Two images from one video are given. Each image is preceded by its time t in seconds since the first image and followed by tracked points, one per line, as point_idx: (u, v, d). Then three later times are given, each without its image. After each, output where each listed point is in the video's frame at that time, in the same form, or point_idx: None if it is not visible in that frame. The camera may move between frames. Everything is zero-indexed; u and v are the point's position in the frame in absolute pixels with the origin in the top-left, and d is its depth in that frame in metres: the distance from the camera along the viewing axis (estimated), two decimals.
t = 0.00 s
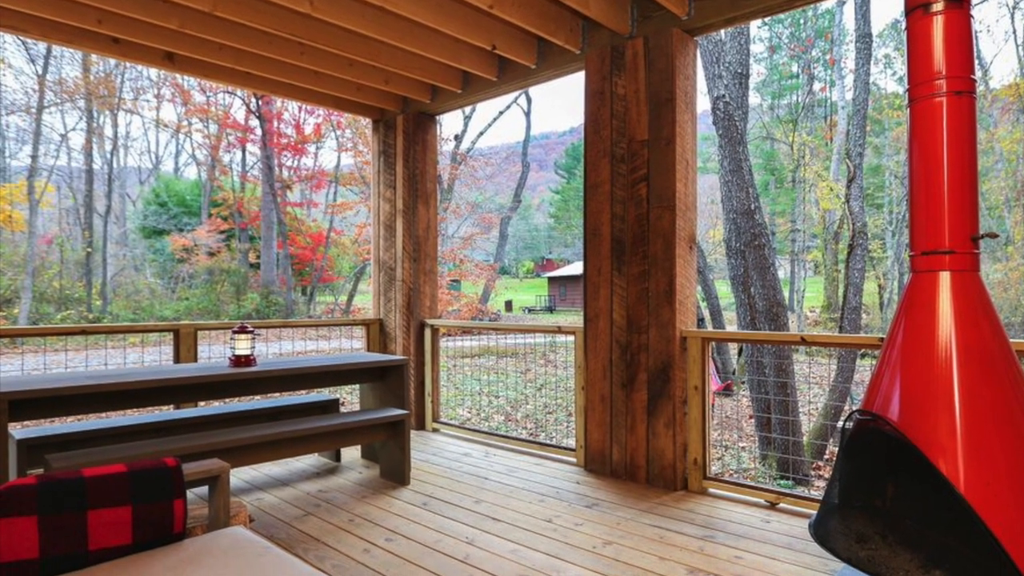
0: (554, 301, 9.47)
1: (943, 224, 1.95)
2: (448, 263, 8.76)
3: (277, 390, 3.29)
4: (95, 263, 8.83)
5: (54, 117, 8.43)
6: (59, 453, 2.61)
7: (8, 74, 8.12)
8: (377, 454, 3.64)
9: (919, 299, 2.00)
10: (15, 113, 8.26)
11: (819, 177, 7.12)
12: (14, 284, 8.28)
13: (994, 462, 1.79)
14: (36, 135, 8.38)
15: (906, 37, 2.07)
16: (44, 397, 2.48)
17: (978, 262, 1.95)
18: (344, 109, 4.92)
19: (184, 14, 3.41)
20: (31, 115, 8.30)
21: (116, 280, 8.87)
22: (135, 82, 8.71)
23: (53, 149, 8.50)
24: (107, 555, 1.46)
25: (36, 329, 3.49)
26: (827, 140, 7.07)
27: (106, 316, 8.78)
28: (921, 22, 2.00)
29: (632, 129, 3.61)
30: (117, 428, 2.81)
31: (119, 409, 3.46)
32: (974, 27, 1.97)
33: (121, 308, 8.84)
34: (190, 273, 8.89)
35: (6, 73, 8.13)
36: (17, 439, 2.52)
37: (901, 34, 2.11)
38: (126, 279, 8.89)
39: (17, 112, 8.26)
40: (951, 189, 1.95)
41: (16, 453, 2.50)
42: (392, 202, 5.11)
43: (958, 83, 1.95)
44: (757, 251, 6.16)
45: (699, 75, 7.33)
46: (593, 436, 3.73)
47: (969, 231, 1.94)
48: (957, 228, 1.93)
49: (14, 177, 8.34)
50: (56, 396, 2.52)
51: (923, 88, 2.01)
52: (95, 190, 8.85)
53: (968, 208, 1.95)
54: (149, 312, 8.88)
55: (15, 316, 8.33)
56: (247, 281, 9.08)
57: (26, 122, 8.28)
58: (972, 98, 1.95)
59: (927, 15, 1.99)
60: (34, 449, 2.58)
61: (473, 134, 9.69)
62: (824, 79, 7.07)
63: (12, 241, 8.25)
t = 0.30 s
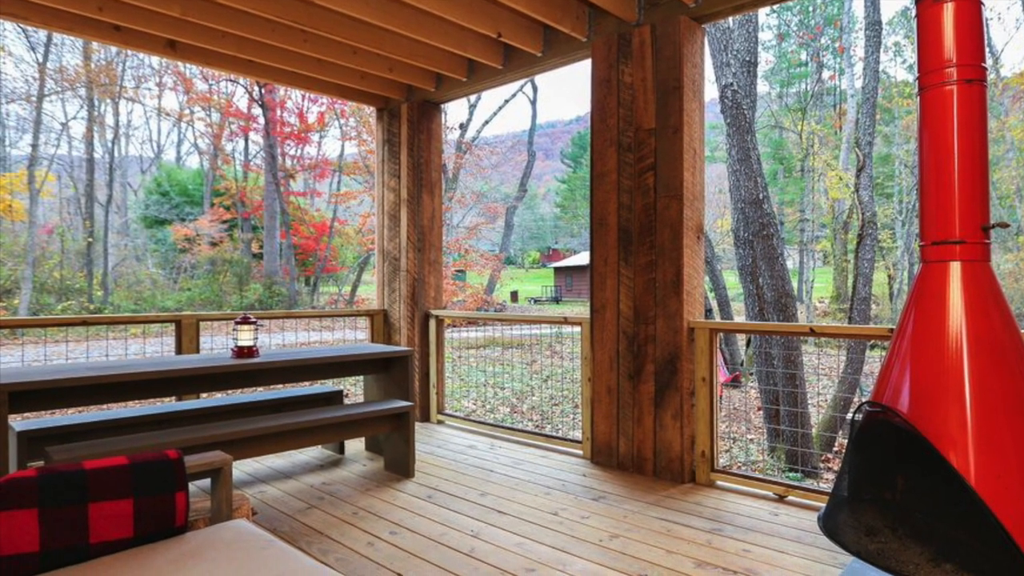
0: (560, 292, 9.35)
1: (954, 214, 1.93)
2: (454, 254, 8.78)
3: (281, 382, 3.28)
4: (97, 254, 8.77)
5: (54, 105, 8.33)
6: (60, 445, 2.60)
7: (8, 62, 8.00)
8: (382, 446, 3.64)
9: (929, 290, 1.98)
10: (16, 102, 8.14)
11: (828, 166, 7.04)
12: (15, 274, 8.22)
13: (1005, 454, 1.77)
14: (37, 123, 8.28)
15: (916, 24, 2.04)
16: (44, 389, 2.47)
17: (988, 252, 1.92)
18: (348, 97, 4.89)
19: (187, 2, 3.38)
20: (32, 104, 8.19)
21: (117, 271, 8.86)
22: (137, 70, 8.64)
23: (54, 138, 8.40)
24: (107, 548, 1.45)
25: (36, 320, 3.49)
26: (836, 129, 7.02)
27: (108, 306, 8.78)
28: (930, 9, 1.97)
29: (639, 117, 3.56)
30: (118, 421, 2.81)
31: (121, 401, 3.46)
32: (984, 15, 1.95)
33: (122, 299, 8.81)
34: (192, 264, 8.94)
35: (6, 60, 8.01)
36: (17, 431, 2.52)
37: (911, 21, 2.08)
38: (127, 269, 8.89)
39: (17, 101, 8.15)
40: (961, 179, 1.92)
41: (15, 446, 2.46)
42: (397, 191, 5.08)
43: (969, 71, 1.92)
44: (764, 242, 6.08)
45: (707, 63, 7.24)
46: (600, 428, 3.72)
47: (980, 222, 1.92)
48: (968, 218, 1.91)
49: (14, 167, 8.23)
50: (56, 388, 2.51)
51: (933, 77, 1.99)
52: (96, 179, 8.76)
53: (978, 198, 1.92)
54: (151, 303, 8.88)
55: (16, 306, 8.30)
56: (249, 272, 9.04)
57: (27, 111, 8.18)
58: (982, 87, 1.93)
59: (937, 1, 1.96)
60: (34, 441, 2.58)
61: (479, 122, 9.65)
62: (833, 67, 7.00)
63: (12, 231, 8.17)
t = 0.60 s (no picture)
0: (566, 282, 9.37)
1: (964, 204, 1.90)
2: (458, 244, 8.83)
3: (284, 373, 3.27)
4: (98, 244, 8.74)
5: (55, 93, 8.29)
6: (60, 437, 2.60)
7: (8, 50, 7.93)
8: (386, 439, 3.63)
9: (939, 281, 1.96)
10: (17, 90, 8.09)
11: (838, 155, 6.95)
12: (15, 265, 8.18)
13: (1015, 446, 1.76)
14: (37, 112, 8.24)
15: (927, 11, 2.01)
16: (44, 380, 2.46)
17: (1000, 242, 1.90)
18: (353, 86, 4.85)
19: None
20: (32, 92, 8.15)
21: (119, 261, 8.84)
22: (138, 58, 8.59)
23: (54, 126, 8.36)
24: (108, 542, 1.44)
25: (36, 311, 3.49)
26: (846, 118, 6.88)
27: (108, 297, 8.78)
28: None
29: (646, 106, 3.51)
30: (119, 412, 2.80)
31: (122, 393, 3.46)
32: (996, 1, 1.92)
33: (124, 289, 8.82)
34: (193, 254, 8.90)
35: (6, 48, 7.95)
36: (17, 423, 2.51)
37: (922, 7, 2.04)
38: (129, 259, 8.87)
39: (18, 89, 8.09)
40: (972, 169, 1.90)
41: (16, 438, 2.45)
42: (401, 180, 5.05)
43: (980, 58, 1.89)
44: (773, 232, 6.03)
45: (716, 50, 7.14)
46: (606, 420, 3.69)
47: (991, 212, 1.90)
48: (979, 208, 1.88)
49: (14, 155, 8.18)
50: (57, 379, 2.50)
51: (943, 65, 1.96)
52: (96, 168, 8.73)
53: (990, 188, 1.90)
54: (152, 293, 8.88)
55: (16, 297, 8.26)
56: (252, 262, 8.98)
57: (27, 99, 8.14)
58: (994, 75, 1.90)
59: None
60: (35, 433, 2.57)
61: (484, 110, 9.55)
62: (842, 55, 6.88)
63: (12, 220, 8.12)
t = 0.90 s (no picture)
0: (573, 272, 9.42)
1: (977, 192, 1.88)
2: (464, 233, 8.81)
3: (288, 364, 3.26)
4: (98, 234, 8.70)
5: (56, 81, 8.20)
6: (61, 428, 2.59)
7: (8, 37, 7.84)
8: (390, 430, 3.63)
9: (949, 270, 1.93)
10: (17, 78, 8.00)
11: (847, 144, 6.86)
12: (15, 254, 8.13)
13: None
14: (38, 100, 8.16)
15: None
16: (45, 371, 2.45)
17: (1011, 232, 1.87)
18: (356, 73, 4.80)
19: None
20: (33, 80, 8.07)
21: (121, 250, 8.80)
22: (140, 45, 8.52)
23: (55, 114, 8.26)
24: (110, 535, 1.44)
25: (37, 301, 3.48)
26: (855, 106, 6.80)
27: (110, 287, 8.74)
28: None
29: (654, 95, 3.46)
30: (121, 404, 2.80)
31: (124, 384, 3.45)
32: None
33: (126, 279, 8.79)
34: (196, 244, 8.77)
35: (6, 35, 7.86)
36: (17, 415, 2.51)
37: None
38: (130, 249, 8.81)
39: (18, 77, 8.00)
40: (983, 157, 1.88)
41: (16, 430, 2.45)
42: (406, 169, 5.01)
43: (991, 45, 1.87)
44: (782, 221, 5.98)
45: (724, 38, 7.04)
46: (613, 411, 3.67)
47: (1003, 201, 1.87)
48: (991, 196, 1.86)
49: (14, 144, 8.07)
50: (57, 370, 2.49)
51: (954, 52, 1.94)
52: (98, 157, 8.66)
53: (1002, 177, 1.87)
54: (155, 284, 8.81)
55: (16, 287, 8.24)
56: (254, 252, 8.90)
57: (28, 87, 8.06)
58: (1005, 63, 1.88)
59: None
60: (36, 425, 2.57)
61: (490, 98, 9.50)
62: (852, 43, 6.77)
63: (12, 209, 8.07)
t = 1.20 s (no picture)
0: (579, 262, 9.19)
1: (989, 181, 1.84)
2: (469, 223, 8.74)
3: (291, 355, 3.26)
4: (100, 223, 8.60)
5: (56, 69, 8.07)
6: (61, 420, 2.59)
7: (8, 25, 7.72)
8: (395, 422, 3.62)
9: (959, 260, 1.89)
10: (17, 65, 7.87)
11: (857, 132, 6.77)
12: (15, 244, 8.06)
13: None
14: (39, 88, 8.02)
15: None
16: (46, 362, 2.45)
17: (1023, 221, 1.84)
18: (360, 61, 4.77)
19: None
20: (34, 67, 7.93)
21: (122, 240, 8.70)
22: (141, 33, 8.39)
23: (55, 103, 8.13)
24: (112, 528, 1.44)
25: (38, 291, 3.47)
26: (865, 94, 6.71)
27: (111, 278, 8.60)
28: None
29: (661, 82, 3.41)
30: (123, 395, 2.80)
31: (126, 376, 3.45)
32: None
33: (126, 270, 8.66)
34: (199, 233, 8.70)
35: (6, 22, 7.74)
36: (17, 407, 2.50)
37: None
38: (132, 238, 8.73)
39: (18, 64, 7.87)
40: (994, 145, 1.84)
41: (16, 421, 2.45)
42: (410, 158, 4.98)
43: (1003, 33, 1.84)
44: (791, 211, 5.92)
45: (732, 24, 6.93)
46: (620, 403, 3.65)
47: (1015, 190, 1.84)
48: (1003, 185, 1.82)
49: (15, 132, 7.96)
50: (58, 361, 2.48)
51: (964, 39, 1.90)
52: (99, 145, 8.56)
53: (1013, 165, 1.84)
54: (156, 274, 8.78)
55: (16, 278, 8.14)
56: (258, 241, 8.87)
57: (28, 75, 7.93)
58: (1016, 50, 1.84)
59: None
60: (37, 416, 2.57)
61: (495, 86, 9.41)
62: (862, 30, 6.69)
63: (12, 199, 7.97)
